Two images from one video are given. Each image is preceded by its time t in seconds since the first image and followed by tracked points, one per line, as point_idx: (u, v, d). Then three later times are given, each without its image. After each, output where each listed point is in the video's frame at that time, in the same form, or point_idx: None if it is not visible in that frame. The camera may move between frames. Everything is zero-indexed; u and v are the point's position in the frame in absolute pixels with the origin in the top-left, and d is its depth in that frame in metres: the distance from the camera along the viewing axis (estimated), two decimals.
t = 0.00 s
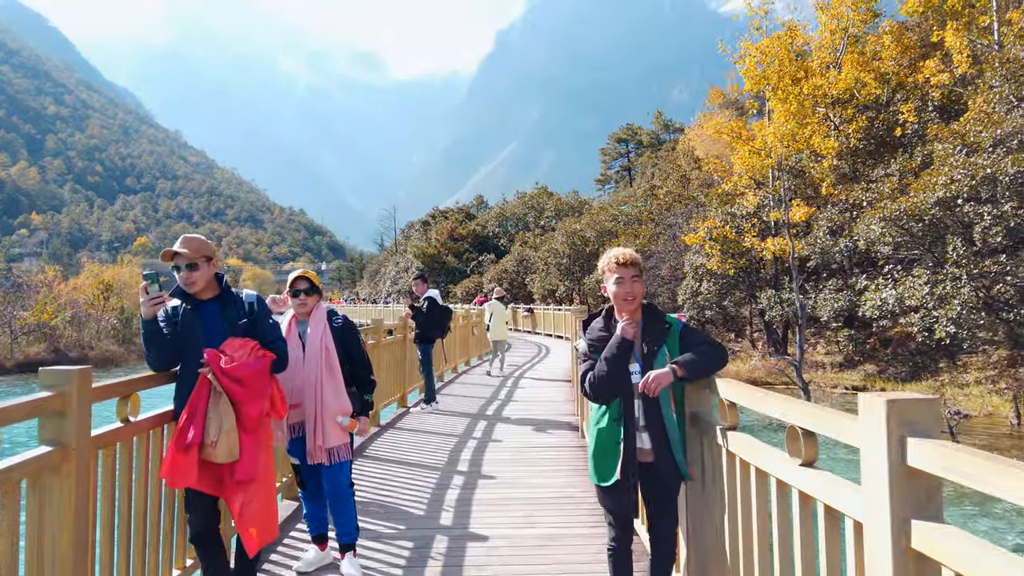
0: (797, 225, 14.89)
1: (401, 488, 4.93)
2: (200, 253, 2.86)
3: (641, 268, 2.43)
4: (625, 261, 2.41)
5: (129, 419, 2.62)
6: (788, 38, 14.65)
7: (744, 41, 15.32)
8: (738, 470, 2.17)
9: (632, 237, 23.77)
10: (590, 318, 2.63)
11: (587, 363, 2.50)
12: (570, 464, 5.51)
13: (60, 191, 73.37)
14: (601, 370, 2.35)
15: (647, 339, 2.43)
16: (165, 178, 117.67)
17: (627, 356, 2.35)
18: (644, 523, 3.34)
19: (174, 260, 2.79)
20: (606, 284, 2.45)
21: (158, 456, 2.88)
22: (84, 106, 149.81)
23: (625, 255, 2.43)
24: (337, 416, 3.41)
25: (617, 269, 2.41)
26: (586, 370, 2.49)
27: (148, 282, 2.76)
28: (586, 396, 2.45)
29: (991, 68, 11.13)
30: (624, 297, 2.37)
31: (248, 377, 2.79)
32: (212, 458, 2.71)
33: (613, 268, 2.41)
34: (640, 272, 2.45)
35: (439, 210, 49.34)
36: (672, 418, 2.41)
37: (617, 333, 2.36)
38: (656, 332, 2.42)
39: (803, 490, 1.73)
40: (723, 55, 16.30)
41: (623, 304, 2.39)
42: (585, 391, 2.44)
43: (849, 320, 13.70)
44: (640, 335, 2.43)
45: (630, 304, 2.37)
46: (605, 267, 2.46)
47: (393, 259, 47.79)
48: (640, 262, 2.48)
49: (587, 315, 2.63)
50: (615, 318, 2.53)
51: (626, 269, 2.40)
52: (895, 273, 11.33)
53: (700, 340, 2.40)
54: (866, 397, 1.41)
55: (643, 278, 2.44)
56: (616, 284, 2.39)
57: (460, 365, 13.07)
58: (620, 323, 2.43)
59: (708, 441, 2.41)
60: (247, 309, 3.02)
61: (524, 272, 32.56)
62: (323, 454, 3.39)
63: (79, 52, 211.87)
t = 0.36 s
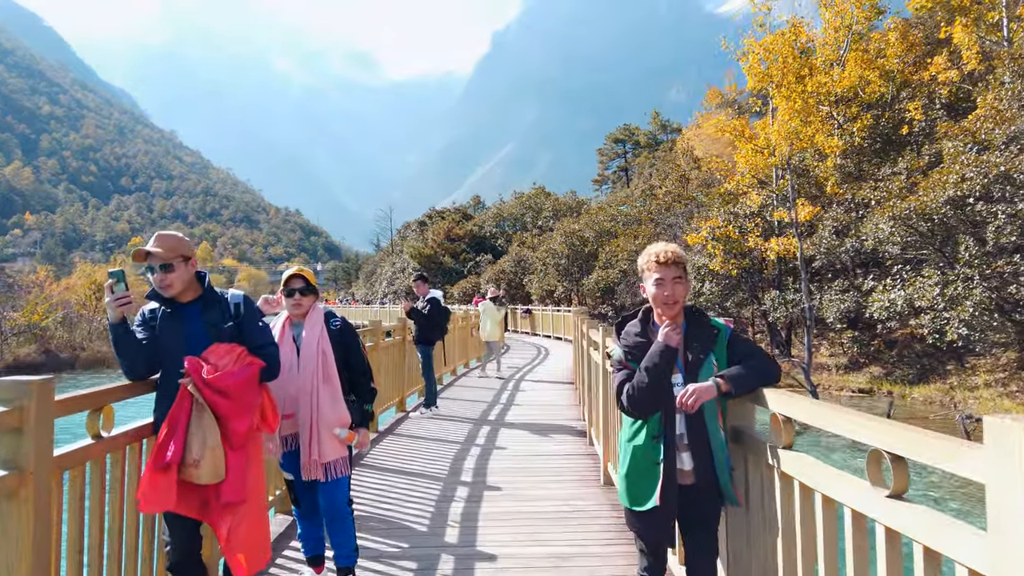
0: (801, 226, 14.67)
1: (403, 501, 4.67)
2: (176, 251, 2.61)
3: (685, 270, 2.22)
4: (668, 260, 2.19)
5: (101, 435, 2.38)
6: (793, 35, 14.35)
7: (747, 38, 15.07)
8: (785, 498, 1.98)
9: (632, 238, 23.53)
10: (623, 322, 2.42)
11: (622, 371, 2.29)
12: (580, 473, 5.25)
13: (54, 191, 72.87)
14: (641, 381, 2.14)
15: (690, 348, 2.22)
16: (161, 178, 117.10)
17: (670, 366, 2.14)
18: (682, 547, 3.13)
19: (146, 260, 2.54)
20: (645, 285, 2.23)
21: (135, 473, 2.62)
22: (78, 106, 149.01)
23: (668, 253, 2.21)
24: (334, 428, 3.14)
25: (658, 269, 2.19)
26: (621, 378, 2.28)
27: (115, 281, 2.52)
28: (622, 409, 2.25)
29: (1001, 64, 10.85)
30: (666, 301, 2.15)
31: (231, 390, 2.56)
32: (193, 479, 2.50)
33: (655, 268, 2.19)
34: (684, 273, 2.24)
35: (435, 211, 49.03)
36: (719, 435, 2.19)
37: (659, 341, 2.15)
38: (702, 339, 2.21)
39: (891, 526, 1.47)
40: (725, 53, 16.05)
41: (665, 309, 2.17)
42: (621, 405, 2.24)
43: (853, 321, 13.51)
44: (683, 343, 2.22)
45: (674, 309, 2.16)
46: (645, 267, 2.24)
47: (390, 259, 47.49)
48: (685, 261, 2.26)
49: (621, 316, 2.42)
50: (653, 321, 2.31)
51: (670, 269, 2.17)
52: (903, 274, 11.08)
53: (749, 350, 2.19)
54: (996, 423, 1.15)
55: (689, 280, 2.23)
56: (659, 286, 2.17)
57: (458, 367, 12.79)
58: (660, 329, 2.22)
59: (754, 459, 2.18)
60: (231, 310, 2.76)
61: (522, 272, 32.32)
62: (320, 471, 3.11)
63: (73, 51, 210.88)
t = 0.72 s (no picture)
0: (798, 224, 14.45)
1: (396, 515, 4.37)
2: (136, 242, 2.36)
3: (722, 263, 1.96)
4: (702, 251, 1.93)
5: (50, 450, 2.10)
6: (789, 31, 14.12)
7: (744, 34, 14.87)
8: (834, 528, 1.74)
9: (626, 237, 23.30)
10: (647, 322, 2.15)
11: (649, 378, 2.03)
12: (582, 481, 4.97)
13: (40, 191, 71.92)
14: (671, 389, 1.87)
15: (726, 351, 1.95)
16: (150, 178, 115.97)
17: (703, 372, 1.87)
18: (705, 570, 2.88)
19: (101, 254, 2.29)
20: (675, 281, 1.97)
21: (93, 492, 2.33)
22: (65, 105, 147.47)
23: (701, 243, 1.95)
24: (318, 439, 2.84)
25: (691, 261, 1.93)
26: (646, 387, 2.03)
27: (64, 275, 2.25)
28: (648, 421, 2.00)
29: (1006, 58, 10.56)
30: (700, 298, 1.89)
31: (198, 398, 2.29)
32: (155, 501, 2.20)
33: (687, 260, 1.93)
34: (719, 267, 1.97)
35: (427, 210, 48.68)
36: (762, 452, 1.94)
37: (690, 342, 1.87)
38: (739, 342, 1.93)
39: (994, 571, 1.20)
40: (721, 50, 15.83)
41: (699, 307, 1.91)
42: (648, 415, 1.98)
43: (850, 321, 13.35)
44: (716, 346, 1.95)
45: (708, 307, 1.89)
46: (675, 259, 1.98)
47: (381, 259, 47.08)
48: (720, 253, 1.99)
49: (645, 315, 2.15)
50: (682, 321, 2.05)
51: (704, 262, 1.92)
52: (904, 273, 10.87)
53: (793, 352, 1.92)
54: None
55: (724, 274, 1.96)
56: (690, 282, 1.90)
57: (451, 369, 12.50)
58: (691, 331, 1.95)
59: (796, 474, 1.93)
60: (200, 310, 2.49)
61: (514, 272, 32.07)
62: (303, 487, 2.82)
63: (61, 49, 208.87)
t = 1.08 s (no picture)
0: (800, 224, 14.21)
1: (391, 533, 4.07)
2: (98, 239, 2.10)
3: (770, 262, 1.73)
4: (749, 247, 1.71)
5: None
6: (790, 28, 13.90)
7: (745, 31, 14.66)
8: (909, 566, 1.50)
9: (625, 237, 23.05)
10: (677, 329, 1.89)
11: (680, 391, 1.77)
12: (587, 493, 4.69)
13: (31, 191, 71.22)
14: (706, 404, 1.61)
15: (770, 363, 1.70)
16: (143, 178, 115.13)
17: (744, 386, 1.60)
18: None
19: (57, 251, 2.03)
20: (717, 281, 1.74)
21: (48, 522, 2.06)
22: (58, 104, 146.49)
23: (749, 238, 1.72)
24: (307, 456, 2.56)
25: (737, 258, 1.71)
26: (676, 400, 1.77)
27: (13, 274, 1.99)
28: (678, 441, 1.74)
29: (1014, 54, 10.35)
30: (744, 302, 1.67)
31: (170, 415, 2.02)
32: (119, 533, 1.93)
33: (733, 257, 1.71)
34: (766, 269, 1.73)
35: (422, 210, 48.37)
36: (814, 477, 1.65)
37: (729, 351, 1.62)
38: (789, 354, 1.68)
39: None
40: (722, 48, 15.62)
41: (743, 312, 1.68)
42: (678, 433, 1.72)
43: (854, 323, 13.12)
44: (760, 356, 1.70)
45: (755, 310, 1.66)
46: (719, 255, 1.75)
47: (376, 260, 46.72)
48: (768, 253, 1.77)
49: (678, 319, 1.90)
50: (720, 327, 1.80)
51: (750, 260, 1.69)
52: (909, 274, 10.64)
53: (852, 364, 1.65)
54: None
55: (772, 277, 1.73)
56: (735, 282, 1.68)
57: (448, 372, 12.22)
58: (732, 337, 1.70)
59: (855, 503, 1.67)
60: (172, 314, 2.23)
61: (511, 273, 31.79)
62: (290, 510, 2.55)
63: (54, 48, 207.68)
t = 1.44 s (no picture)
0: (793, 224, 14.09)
1: (382, 550, 3.79)
2: (45, 226, 1.82)
3: (853, 255, 1.52)
4: (833, 232, 1.49)
5: None
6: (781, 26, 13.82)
7: (737, 29, 14.57)
8: None
9: (614, 238, 22.89)
10: (725, 328, 1.63)
11: (733, 398, 1.51)
12: (589, 504, 4.43)
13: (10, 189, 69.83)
14: (770, 417, 1.35)
15: (845, 367, 1.45)
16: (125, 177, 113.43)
17: (818, 396, 1.33)
18: None
19: None
20: (789, 270, 1.53)
21: None
22: (38, 101, 144.05)
23: (831, 222, 1.51)
24: (288, 475, 2.26)
25: (816, 245, 1.50)
26: (729, 412, 1.51)
27: None
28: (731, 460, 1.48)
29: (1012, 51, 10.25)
30: (822, 298, 1.46)
31: (124, 432, 1.72)
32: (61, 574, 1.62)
33: (811, 243, 1.50)
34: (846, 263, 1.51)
35: (409, 210, 47.98)
36: (898, 506, 1.35)
37: (796, 354, 1.36)
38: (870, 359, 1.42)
39: None
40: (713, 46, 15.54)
41: (818, 305, 1.46)
42: (732, 451, 1.45)
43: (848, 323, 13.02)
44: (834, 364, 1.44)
45: (830, 308, 1.44)
46: (794, 241, 1.55)
47: (363, 260, 46.21)
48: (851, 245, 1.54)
49: (732, 314, 1.67)
50: (779, 327, 1.56)
51: (832, 248, 1.49)
52: (907, 273, 10.53)
53: (940, 375, 1.38)
54: None
55: (850, 273, 1.50)
56: (811, 273, 1.48)
57: (438, 374, 11.93)
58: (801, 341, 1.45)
59: (946, 539, 1.40)
60: (130, 314, 1.92)
61: (499, 274, 31.54)
62: (269, 537, 2.24)
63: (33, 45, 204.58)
